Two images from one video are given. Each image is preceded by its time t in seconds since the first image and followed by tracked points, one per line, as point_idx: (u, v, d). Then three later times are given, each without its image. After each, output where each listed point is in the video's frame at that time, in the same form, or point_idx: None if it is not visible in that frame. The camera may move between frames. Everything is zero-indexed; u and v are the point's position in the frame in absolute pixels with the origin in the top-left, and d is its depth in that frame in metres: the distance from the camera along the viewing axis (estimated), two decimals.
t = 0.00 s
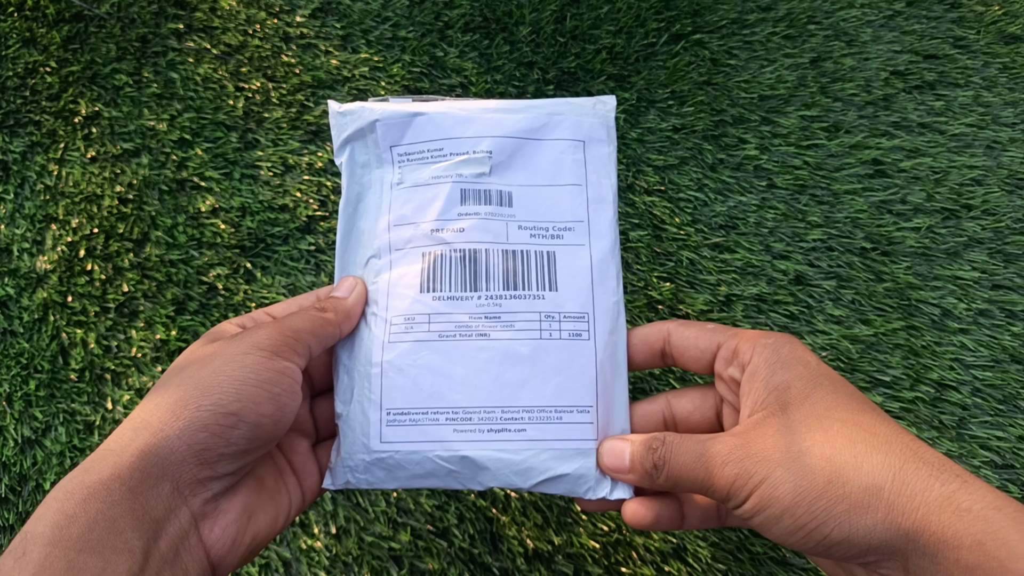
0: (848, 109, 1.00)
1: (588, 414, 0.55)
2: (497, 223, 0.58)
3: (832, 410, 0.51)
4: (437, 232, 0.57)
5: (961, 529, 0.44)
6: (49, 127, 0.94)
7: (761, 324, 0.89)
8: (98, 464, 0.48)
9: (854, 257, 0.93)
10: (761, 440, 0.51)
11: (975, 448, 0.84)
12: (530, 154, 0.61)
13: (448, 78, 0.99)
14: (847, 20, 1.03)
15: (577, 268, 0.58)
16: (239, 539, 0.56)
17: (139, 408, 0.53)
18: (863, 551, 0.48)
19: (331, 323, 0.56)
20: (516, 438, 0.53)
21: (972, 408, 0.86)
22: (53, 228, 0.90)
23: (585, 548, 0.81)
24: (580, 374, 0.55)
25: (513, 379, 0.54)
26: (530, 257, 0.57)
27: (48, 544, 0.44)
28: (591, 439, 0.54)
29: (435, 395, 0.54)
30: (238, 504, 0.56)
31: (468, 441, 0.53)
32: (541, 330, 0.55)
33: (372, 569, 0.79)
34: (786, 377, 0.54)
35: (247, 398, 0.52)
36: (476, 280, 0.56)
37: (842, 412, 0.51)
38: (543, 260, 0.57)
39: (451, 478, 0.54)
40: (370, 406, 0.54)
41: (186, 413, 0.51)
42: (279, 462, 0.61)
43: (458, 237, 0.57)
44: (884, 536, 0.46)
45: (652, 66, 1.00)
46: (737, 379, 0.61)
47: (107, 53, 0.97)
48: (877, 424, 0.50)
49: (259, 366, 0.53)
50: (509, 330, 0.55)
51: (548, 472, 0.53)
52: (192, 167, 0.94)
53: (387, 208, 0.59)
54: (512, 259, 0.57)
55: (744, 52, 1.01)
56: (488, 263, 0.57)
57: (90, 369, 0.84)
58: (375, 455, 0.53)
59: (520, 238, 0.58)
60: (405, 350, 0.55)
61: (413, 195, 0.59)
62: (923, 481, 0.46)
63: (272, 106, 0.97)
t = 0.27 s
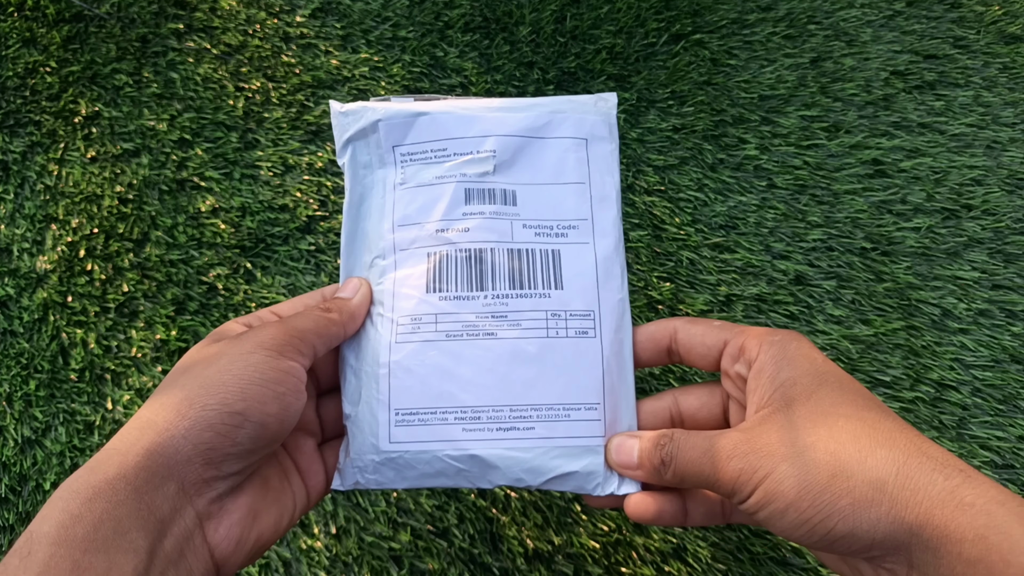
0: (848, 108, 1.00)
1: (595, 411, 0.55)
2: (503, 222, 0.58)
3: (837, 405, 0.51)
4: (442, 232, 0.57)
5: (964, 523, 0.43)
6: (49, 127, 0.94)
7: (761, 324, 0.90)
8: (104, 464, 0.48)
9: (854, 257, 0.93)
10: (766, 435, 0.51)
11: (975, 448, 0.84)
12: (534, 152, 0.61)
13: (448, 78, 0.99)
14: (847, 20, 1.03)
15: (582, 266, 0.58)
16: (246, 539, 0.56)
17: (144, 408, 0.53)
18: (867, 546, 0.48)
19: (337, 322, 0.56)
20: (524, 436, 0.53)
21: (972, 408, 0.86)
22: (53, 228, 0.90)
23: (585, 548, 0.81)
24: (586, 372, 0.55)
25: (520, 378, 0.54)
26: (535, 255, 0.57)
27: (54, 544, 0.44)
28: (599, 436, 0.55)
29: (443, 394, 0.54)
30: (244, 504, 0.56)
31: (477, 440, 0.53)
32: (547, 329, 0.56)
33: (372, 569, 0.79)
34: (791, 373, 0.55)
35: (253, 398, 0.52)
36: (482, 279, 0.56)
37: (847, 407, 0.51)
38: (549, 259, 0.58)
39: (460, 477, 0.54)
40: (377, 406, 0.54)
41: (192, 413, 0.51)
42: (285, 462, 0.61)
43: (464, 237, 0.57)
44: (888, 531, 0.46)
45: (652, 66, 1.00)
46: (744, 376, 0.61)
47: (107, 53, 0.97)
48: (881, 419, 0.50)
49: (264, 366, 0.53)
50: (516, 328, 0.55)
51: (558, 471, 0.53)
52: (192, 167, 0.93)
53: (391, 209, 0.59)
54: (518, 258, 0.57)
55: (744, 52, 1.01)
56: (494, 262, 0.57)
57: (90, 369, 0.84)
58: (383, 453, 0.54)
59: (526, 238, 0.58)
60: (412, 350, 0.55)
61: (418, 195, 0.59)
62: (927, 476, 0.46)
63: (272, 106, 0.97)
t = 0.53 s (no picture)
0: (848, 108, 1.00)
1: (602, 409, 0.55)
2: (510, 222, 0.59)
3: (839, 405, 0.51)
4: (450, 231, 0.58)
5: (962, 524, 0.44)
6: (49, 127, 0.94)
7: (761, 324, 0.89)
8: (64, 463, 0.45)
9: (854, 257, 0.93)
10: (768, 433, 0.51)
11: (975, 448, 0.84)
12: (540, 154, 0.62)
13: (449, 78, 0.99)
14: (847, 20, 1.03)
15: (588, 267, 0.59)
16: (196, 556, 0.54)
17: (117, 408, 0.49)
18: (866, 546, 0.48)
19: (338, 373, 0.51)
20: (532, 434, 0.54)
21: (972, 408, 0.86)
22: (53, 228, 0.90)
23: (585, 548, 0.81)
24: (592, 371, 0.56)
25: (527, 376, 0.55)
26: (542, 255, 0.58)
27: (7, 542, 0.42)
28: (604, 434, 0.55)
29: (451, 391, 0.54)
30: (201, 523, 0.54)
31: (486, 437, 0.53)
32: (554, 328, 0.56)
33: (371, 569, 0.79)
34: (794, 373, 0.55)
35: (223, 436, 0.49)
36: (490, 278, 0.57)
37: (848, 408, 0.51)
38: (555, 259, 0.58)
39: (467, 475, 0.54)
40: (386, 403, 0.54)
41: (159, 436, 0.47)
42: (255, 473, 0.60)
43: (472, 236, 0.58)
44: (887, 530, 0.46)
45: (652, 66, 1.00)
46: (746, 375, 0.61)
47: (107, 53, 0.97)
48: (883, 421, 0.50)
49: (240, 399, 0.49)
50: (523, 327, 0.56)
51: (564, 468, 0.53)
52: (192, 167, 0.94)
53: (399, 208, 0.59)
54: (525, 258, 0.58)
55: (744, 52, 1.01)
56: (502, 261, 0.57)
57: (89, 369, 0.84)
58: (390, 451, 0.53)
59: (533, 238, 0.59)
60: (421, 348, 0.55)
61: (425, 195, 0.59)
62: (926, 476, 0.46)
63: (272, 106, 0.97)
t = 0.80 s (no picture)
0: (848, 108, 0.99)
1: (622, 412, 0.56)
2: (535, 226, 0.58)
3: (853, 409, 0.52)
4: (477, 231, 0.57)
5: (976, 526, 0.44)
6: (49, 127, 0.94)
7: (761, 324, 0.90)
8: (87, 463, 0.45)
9: (854, 257, 0.93)
10: (784, 436, 0.51)
11: (975, 448, 0.84)
12: (564, 161, 0.62)
13: (448, 78, 0.99)
14: (847, 20, 1.03)
15: (610, 273, 0.59)
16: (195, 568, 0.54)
17: (148, 416, 0.48)
18: (881, 548, 0.48)
19: (361, 442, 0.50)
20: (555, 434, 0.54)
21: (972, 408, 0.86)
22: (53, 228, 0.90)
23: (585, 548, 0.81)
24: (614, 375, 0.56)
25: (552, 378, 0.55)
26: (566, 260, 0.58)
27: (26, 539, 0.41)
28: (624, 436, 0.55)
29: (476, 391, 0.54)
30: (205, 539, 0.54)
31: (512, 437, 0.53)
32: (578, 332, 0.56)
33: (372, 569, 0.79)
34: (808, 379, 0.55)
35: (246, 471, 0.49)
36: (516, 280, 0.56)
37: (863, 412, 0.51)
38: (579, 264, 0.58)
39: (489, 474, 0.53)
40: (409, 401, 0.54)
41: (185, 461, 0.47)
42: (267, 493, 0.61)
43: (498, 238, 0.57)
44: (902, 532, 0.46)
45: (652, 66, 1.00)
46: (762, 381, 0.61)
47: (107, 53, 0.97)
48: (897, 424, 0.50)
49: (271, 444, 0.49)
50: (548, 330, 0.56)
51: (586, 469, 0.53)
52: (192, 167, 0.94)
53: (425, 207, 0.59)
54: (550, 262, 0.57)
55: (744, 52, 1.01)
56: (527, 264, 0.57)
57: (89, 369, 0.84)
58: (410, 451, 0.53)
59: (556, 242, 0.58)
60: (447, 347, 0.54)
61: (452, 195, 0.59)
62: (940, 479, 0.46)
63: (272, 106, 0.97)
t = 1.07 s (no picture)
0: (848, 108, 0.99)
1: (620, 416, 0.56)
2: (535, 230, 0.58)
3: (846, 414, 0.52)
4: (477, 235, 0.57)
5: (964, 530, 0.44)
6: (49, 127, 0.94)
7: (761, 324, 0.90)
8: (90, 468, 0.45)
9: (854, 257, 0.93)
10: (777, 441, 0.51)
11: (975, 448, 0.84)
12: (565, 165, 0.62)
13: (448, 78, 0.99)
14: (847, 20, 1.03)
15: (610, 277, 0.59)
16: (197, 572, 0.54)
17: (149, 420, 0.49)
18: (872, 552, 0.48)
19: (362, 443, 0.51)
20: (554, 438, 0.54)
21: (972, 408, 0.86)
22: (53, 228, 0.90)
23: (585, 548, 0.81)
24: (613, 378, 0.56)
25: (552, 382, 0.55)
26: (566, 264, 0.58)
27: (33, 542, 0.41)
28: (621, 440, 0.55)
29: (475, 394, 0.54)
30: (207, 542, 0.54)
31: (510, 440, 0.53)
32: (578, 336, 0.56)
33: (372, 569, 0.79)
34: (803, 383, 0.55)
35: (250, 474, 0.49)
36: (516, 283, 0.56)
37: (855, 417, 0.51)
38: (579, 268, 0.58)
39: (487, 477, 0.54)
40: (409, 404, 0.54)
41: (187, 466, 0.47)
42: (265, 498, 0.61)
43: (499, 241, 0.57)
44: (890, 536, 0.46)
45: (652, 66, 1.00)
46: (757, 386, 0.62)
47: (107, 53, 0.97)
48: (889, 430, 0.50)
49: (271, 445, 0.49)
50: (547, 334, 0.56)
51: (584, 472, 0.54)
52: (192, 167, 0.94)
53: (425, 209, 0.59)
54: (550, 266, 0.57)
55: (744, 52, 1.01)
56: (527, 267, 0.57)
57: (89, 369, 0.84)
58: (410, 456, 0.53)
59: (556, 246, 0.58)
60: (447, 350, 0.54)
61: (453, 198, 0.59)
62: (928, 483, 0.46)
63: (272, 106, 0.97)
